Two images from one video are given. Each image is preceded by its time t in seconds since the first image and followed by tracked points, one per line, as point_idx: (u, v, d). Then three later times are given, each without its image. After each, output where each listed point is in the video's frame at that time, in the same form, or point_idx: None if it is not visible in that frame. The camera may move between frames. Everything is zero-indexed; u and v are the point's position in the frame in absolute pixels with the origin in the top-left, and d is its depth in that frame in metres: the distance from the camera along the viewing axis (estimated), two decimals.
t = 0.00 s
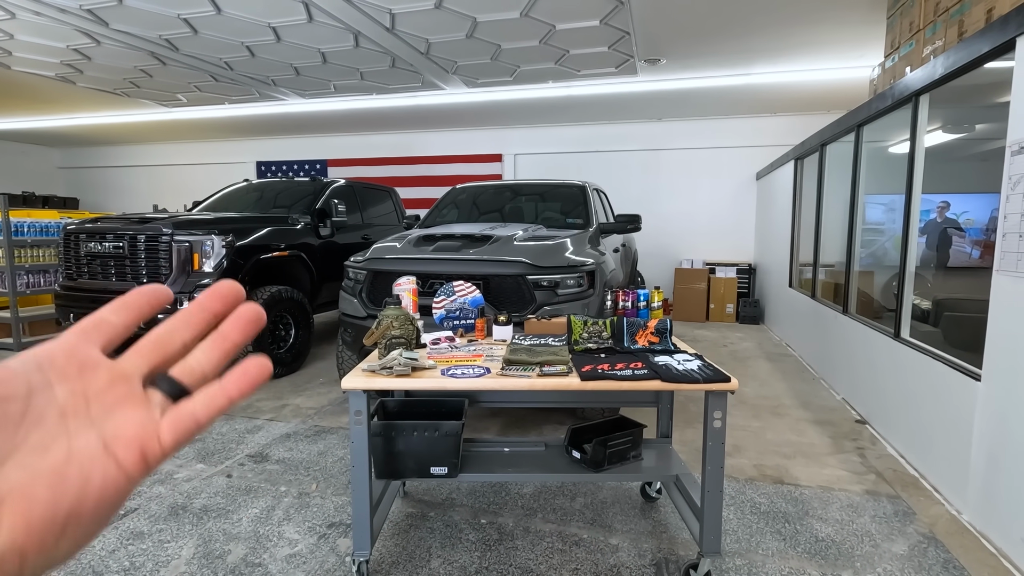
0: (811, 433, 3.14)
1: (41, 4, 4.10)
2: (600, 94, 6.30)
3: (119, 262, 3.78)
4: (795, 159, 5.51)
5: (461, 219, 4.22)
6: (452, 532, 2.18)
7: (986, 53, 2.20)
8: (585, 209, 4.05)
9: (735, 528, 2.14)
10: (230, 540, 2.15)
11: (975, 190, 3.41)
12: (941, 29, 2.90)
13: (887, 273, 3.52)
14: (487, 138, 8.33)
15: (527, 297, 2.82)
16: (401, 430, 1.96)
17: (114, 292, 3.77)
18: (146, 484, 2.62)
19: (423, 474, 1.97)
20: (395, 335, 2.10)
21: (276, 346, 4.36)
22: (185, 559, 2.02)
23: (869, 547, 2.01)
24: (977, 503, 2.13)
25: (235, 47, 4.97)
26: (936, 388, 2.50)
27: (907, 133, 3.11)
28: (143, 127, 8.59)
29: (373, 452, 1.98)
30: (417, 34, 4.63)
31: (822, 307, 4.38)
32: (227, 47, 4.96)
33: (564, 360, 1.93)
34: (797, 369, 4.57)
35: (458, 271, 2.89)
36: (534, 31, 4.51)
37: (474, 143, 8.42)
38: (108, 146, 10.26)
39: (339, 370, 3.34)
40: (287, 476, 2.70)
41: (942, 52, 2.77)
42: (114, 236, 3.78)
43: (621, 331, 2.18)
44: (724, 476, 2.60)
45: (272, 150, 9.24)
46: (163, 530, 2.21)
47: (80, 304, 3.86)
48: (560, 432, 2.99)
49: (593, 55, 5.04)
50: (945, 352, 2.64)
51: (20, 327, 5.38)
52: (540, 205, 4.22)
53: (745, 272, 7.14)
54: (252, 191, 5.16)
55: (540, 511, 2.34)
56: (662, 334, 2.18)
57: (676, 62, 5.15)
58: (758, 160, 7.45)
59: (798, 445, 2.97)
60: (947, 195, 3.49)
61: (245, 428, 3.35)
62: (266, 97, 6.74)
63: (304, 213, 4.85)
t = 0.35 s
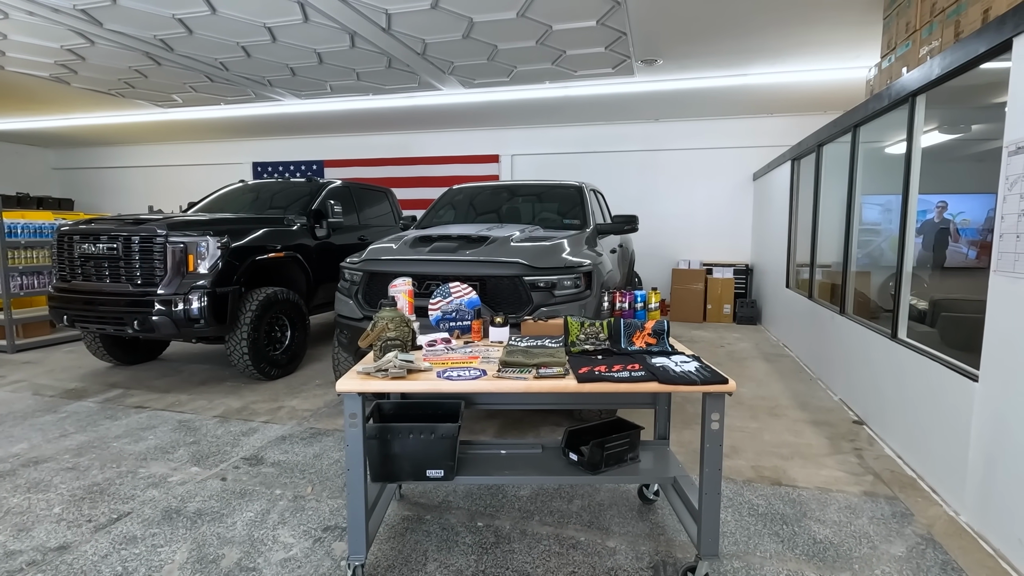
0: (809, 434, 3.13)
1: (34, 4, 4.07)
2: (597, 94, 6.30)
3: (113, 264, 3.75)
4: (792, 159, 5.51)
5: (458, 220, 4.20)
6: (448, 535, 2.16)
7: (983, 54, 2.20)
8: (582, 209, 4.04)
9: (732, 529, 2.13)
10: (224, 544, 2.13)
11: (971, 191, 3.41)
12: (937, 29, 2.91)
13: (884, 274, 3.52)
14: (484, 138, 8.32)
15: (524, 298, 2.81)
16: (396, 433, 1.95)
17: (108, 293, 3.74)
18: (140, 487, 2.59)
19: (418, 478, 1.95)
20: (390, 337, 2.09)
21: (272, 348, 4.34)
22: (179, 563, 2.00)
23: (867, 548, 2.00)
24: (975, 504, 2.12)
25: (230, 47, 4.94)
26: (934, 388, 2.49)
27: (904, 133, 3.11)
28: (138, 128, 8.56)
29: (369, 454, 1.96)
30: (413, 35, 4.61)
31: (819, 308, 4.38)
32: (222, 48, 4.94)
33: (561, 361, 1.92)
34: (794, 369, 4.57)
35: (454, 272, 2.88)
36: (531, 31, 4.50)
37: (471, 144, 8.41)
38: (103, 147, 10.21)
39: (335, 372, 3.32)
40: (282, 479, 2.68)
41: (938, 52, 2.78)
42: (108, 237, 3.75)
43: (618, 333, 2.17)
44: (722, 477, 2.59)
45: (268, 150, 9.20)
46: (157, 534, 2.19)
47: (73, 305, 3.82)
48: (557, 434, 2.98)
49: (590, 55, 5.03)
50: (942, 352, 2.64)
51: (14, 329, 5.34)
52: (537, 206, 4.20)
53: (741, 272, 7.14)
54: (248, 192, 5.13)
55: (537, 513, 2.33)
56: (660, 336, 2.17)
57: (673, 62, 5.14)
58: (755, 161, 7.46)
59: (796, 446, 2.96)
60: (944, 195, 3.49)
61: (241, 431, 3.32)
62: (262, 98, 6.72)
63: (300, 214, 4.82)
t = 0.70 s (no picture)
0: (805, 433, 3.14)
1: (28, 3, 4.04)
2: (593, 95, 6.31)
3: (107, 264, 3.73)
4: (787, 159, 5.53)
5: (455, 221, 4.20)
6: (445, 535, 2.16)
7: (976, 54, 2.21)
8: (579, 209, 4.04)
9: (729, 528, 2.13)
10: (220, 544, 2.12)
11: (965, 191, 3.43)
12: (932, 30, 2.92)
13: (879, 274, 3.54)
14: (481, 139, 8.32)
15: (521, 298, 2.81)
16: (393, 433, 1.94)
17: (103, 294, 3.72)
18: (135, 488, 2.58)
19: (415, 477, 1.95)
20: (387, 337, 2.08)
21: (268, 349, 4.33)
22: (175, 564, 1.99)
23: (863, 547, 2.00)
24: (970, 502, 2.13)
25: (226, 47, 4.93)
26: (929, 387, 2.50)
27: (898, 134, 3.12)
28: (133, 128, 8.52)
29: (365, 454, 1.96)
30: (410, 35, 4.61)
31: (815, 307, 4.39)
32: (218, 47, 4.93)
33: (557, 361, 1.92)
34: (790, 369, 4.57)
35: (450, 272, 2.87)
36: (527, 31, 4.50)
37: (467, 144, 8.40)
38: (97, 147, 10.16)
39: (331, 372, 3.31)
40: (278, 479, 2.67)
41: (932, 53, 2.79)
42: (103, 238, 3.73)
43: (614, 332, 2.18)
44: (718, 476, 2.59)
45: (264, 150, 9.18)
46: (152, 535, 2.18)
47: (67, 306, 3.80)
48: (554, 433, 2.98)
49: (586, 55, 5.03)
50: (937, 351, 2.65)
51: (7, 330, 5.30)
52: (534, 206, 4.21)
53: (738, 272, 7.16)
54: (244, 192, 5.11)
55: (534, 513, 2.33)
56: (656, 335, 2.18)
57: (669, 62, 5.16)
58: (751, 162, 7.48)
59: (792, 445, 2.97)
60: (939, 195, 3.50)
61: (237, 431, 3.31)
62: (258, 98, 6.70)
63: (296, 215, 4.81)
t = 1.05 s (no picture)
0: (799, 433, 3.16)
1: (22, 2, 4.03)
2: (590, 95, 6.32)
3: (103, 265, 3.72)
4: (783, 160, 5.55)
5: (451, 221, 4.20)
6: (440, 535, 2.16)
7: (968, 57, 2.22)
8: (575, 210, 4.05)
9: (723, 528, 2.14)
10: (215, 545, 2.12)
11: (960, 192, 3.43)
12: (925, 32, 2.94)
13: (873, 274, 3.56)
14: (477, 139, 8.32)
15: (516, 299, 2.81)
16: (388, 434, 1.95)
17: (98, 294, 3.71)
18: (130, 490, 2.58)
19: (411, 478, 1.95)
20: (382, 338, 2.08)
21: (264, 349, 4.32)
22: (170, 565, 1.99)
23: (855, 546, 2.02)
24: (962, 501, 2.15)
25: (221, 47, 4.92)
26: (922, 387, 2.52)
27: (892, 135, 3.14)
28: (128, 128, 8.49)
29: (361, 455, 1.96)
30: (406, 35, 4.61)
31: (810, 308, 4.41)
32: (214, 47, 4.92)
33: (552, 361, 1.93)
34: (785, 369, 4.59)
35: (446, 273, 2.88)
36: (524, 32, 4.51)
37: (464, 144, 8.40)
38: (93, 147, 10.12)
39: (327, 373, 3.31)
40: (274, 480, 2.67)
41: (925, 55, 2.81)
42: (98, 238, 3.72)
43: (609, 333, 2.18)
44: (713, 476, 2.60)
45: (260, 150, 9.16)
46: (147, 537, 2.18)
47: (62, 307, 3.78)
48: (550, 434, 2.98)
49: (582, 56, 5.04)
50: (929, 352, 2.67)
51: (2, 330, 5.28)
52: (530, 207, 4.21)
53: (734, 273, 7.19)
54: (240, 192, 5.11)
55: (530, 513, 2.33)
56: (651, 336, 2.18)
57: (665, 64, 5.17)
58: (747, 162, 7.50)
59: (786, 445, 2.98)
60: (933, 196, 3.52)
61: (232, 432, 3.30)
62: (254, 98, 6.68)
63: (293, 215, 4.80)
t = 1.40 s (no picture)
0: (794, 433, 3.17)
1: (15, 1, 4.01)
2: (586, 96, 6.33)
3: (97, 264, 3.70)
4: (778, 161, 5.57)
5: (447, 221, 4.20)
6: (436, 535, 2.16)
7: (961, 58, 2.24)
8: (571, 210, 4.05)
9: (717, 527, 2.15)
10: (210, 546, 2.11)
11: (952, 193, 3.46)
12: (918, 33, 2.96)
13: (868, 275, 3.57)
14: (474, 139, 8.32)
15: (512, 299, 2.81)
16: (383, 433, 1.94)
17: (92, 294, 3.69)
18: (124, 490, 2.56)
19: (406, 478, 1.95)
20: (377, 338, 2.08)
21: (259, 349, 4.31)
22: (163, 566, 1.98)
23: (849, 545, 2.02)
24: (955, 500, 2.16)
25: (217, 47, 4.91)
26: (915, 387, 2.53)
27: (886, 136, 3.16)
28: (124, 128, 8.46)
29: (356, 454, 1.95)
30: (402, 35, 4.60)
31: (806, 308, 4.42)
32: (209, 47, 4.90)
33: (547, 361, 1.93)
34: (781, 369, 4.61)
35: (442, 273, 2.88)
36: (520, 32, 4.51)
37: (460, 144, 8.40)
38: (88, 147, 10.08)
39: (322, 373, 3.30)
40: (269, 480, 2.66)
41: (919, 56, 2.82)
42: (92, 238, 3.70)
43: (604, 333, 2.19)
44: (708, 476, 2.61)
45: (256, 150, 9.13)
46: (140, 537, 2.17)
47: (56, 307, 3.76)
48: (546, 434, 2.98)
49: (578, 56, 5.05)
50: (923, 351, 2.68)
51: None
52: (526, 207, 4.21)
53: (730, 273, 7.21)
54: (235, 192, 5.09)
55: (525, 513, 2.33)
56: (646, 335, 2.19)
57: (661, 64, 5.18)
58: (742, 163, 7.53)
59: (781, 445, 2.99)
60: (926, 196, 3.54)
61: (227, 432, 3.29)
62: (250, 97, 6.66)
63: (288, 215, 4.79)
